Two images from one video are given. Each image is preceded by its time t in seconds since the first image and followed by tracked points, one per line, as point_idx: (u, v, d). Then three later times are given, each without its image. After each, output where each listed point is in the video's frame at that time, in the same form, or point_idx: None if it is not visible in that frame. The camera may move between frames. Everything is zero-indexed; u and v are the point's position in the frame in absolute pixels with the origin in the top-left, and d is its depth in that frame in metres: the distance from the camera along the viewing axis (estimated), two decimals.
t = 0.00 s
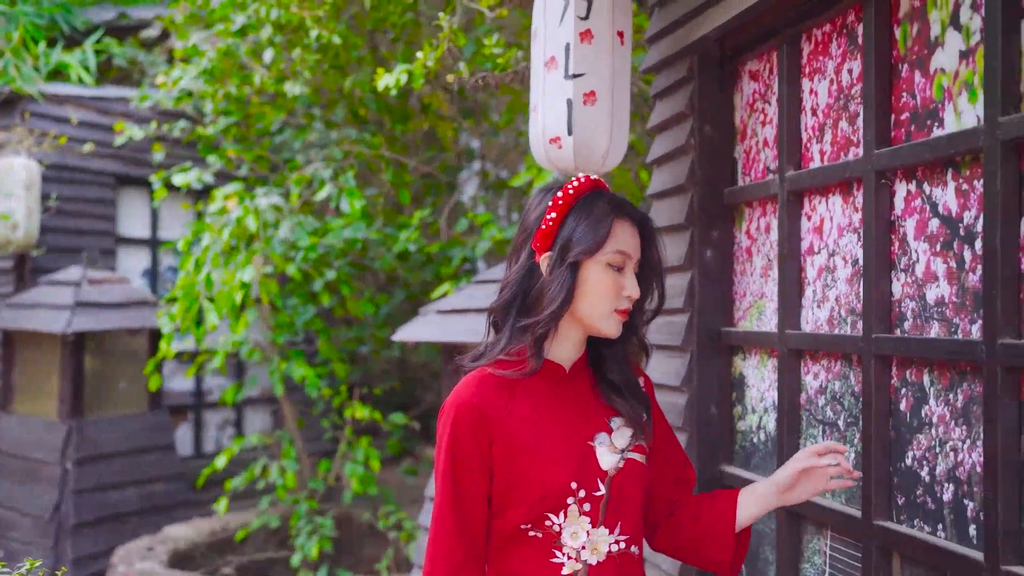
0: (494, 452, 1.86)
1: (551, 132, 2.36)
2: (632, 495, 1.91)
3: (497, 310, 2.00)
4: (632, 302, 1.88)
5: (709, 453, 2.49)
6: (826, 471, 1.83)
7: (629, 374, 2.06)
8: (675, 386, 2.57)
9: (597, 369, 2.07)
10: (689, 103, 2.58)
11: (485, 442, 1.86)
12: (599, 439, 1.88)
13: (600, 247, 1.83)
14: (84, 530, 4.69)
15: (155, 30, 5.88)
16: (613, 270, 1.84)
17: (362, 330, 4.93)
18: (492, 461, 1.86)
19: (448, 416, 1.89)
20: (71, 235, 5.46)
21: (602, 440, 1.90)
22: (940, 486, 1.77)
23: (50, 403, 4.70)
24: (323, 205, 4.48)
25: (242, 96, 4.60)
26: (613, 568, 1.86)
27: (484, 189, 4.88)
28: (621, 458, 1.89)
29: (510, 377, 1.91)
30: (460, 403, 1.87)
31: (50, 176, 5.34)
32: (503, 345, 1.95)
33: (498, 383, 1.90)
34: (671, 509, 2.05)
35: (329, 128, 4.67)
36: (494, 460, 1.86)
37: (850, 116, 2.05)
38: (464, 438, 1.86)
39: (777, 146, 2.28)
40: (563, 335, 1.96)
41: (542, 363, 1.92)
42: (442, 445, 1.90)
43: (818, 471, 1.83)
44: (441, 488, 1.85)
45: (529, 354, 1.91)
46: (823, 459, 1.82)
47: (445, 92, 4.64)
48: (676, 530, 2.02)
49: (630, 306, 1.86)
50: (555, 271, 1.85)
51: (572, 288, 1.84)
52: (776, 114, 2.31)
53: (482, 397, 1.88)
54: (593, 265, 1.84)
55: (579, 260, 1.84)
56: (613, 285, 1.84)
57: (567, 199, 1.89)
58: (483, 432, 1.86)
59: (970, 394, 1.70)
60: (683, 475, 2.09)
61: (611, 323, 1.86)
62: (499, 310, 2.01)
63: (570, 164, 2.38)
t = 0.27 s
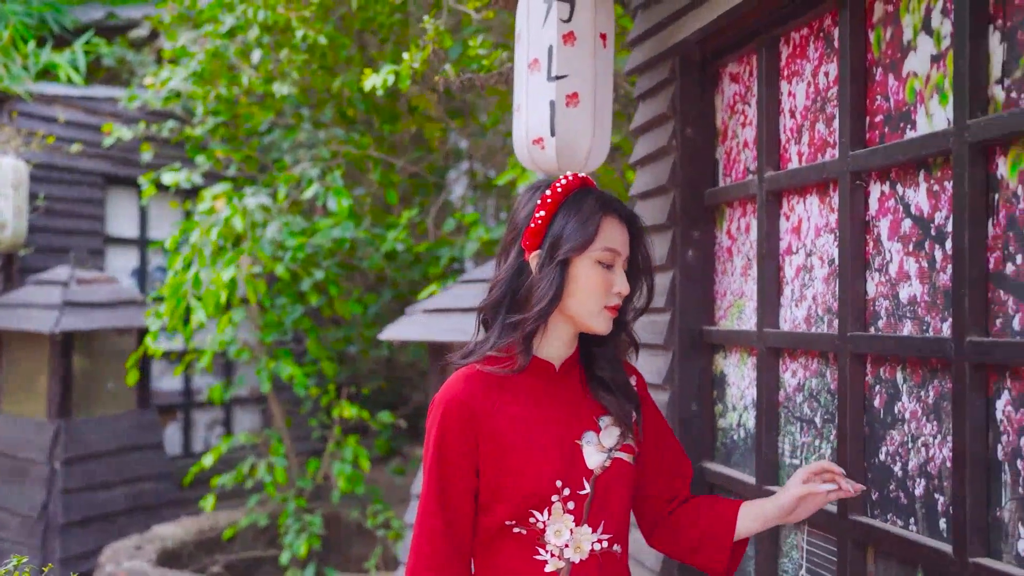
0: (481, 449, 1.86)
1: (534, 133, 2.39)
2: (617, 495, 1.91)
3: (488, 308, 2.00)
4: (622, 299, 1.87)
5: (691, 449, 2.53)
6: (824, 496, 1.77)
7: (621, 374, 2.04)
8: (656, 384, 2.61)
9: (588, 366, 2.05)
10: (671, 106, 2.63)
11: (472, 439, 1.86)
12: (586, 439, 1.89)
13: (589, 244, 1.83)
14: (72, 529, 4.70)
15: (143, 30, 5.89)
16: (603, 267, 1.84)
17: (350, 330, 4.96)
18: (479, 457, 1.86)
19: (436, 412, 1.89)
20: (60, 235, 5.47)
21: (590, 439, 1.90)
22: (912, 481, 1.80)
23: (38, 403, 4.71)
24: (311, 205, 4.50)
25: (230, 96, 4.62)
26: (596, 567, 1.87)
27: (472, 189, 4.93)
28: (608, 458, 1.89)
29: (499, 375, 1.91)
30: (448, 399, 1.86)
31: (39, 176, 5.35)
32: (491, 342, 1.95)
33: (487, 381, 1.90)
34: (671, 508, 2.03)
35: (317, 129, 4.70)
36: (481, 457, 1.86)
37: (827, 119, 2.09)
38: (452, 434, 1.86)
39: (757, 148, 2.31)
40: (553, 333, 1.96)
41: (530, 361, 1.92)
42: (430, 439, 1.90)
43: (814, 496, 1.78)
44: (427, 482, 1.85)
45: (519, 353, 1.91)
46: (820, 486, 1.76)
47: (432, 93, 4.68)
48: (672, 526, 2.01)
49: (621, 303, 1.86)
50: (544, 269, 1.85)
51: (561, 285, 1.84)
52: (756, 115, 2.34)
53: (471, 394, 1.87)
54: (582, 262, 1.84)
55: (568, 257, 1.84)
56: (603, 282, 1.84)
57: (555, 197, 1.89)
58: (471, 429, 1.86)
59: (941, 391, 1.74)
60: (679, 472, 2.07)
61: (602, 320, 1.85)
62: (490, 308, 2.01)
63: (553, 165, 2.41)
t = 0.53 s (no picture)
0: (473, 446, 1.89)
1: (521, 136, 2.42)
2: (609, 494, 1.92)
3: (482, 308, 2.02)
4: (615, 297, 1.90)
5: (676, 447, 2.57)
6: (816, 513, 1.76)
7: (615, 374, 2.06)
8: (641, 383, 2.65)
9: (582, 364, 2.07)
10: (655, 108, 2.68)
11: (464, 436, 1.89)
12: (578, 436, 1.91)
13: (581, 243, 1.85)
14: (65, 528, 4.71)
15: (135, 30, 5.91)
16: (595, 266, 1.87)
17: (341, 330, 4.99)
18: (471, 455, 1.89)
19: (430, 410, 1.92)
20: (51, 235, 5.49)
21: (582, 437, 1.92)
22: (887, 476, 1.84)
23: (29, 404, 4.72)
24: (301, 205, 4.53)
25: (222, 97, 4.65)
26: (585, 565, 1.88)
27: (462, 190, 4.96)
28: (600, 455, 1.91)
29: (491, 374, 1.94)
30: (441, 397, 1.90)
31: (31, 176, 5.36)
32: (485, 341, 1.98)
33: (480, 380, 1.93)
34: (664, 508, 2.05)
35: (308, 129, 4.74)
36: (472, 454, 1.89)
37: (807, 121, 2.12)
38: (444, 432, 1.89)
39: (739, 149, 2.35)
40: (547, 333, 1.98)
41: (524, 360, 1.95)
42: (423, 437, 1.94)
43: (809, 511, 1.78)
44: (419, 479, 1.89)
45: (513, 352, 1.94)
46: (816, 501, 1.76)
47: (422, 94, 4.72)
48: (666, 526, 2.03)
49: (613, 301, 1.89)
50: (537, 269, 1.88)
51: (554, 285, 1.87)
52: (738, 118, 2.38)
53: (463, 393, 1.91)
54: (574, 261, 1.86)
55: (560, 257, 1.86)
56: (595, 281, 1.86)
57: (547, 197, 1.91)
58: (463, 426, 1.89)
59: (915, 387, 1.77)
60: (673, 473, 2.09)
61: (595, 318, 1.88)
62: (483, 308, 2.03)
63: (540, 167, 2.44)
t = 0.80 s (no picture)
0: (470, 445, 1.92)
1: (512, 138, 2.46)
2: (605, 491, 1.96)
3: (480, 306, 2.06)
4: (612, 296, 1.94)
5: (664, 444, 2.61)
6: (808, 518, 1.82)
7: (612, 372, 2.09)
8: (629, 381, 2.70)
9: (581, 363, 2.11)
10: (644, 111, 2.73)
11: (461, 435, 1.92)
12: (575, 434, 1.94)
13: (578, 243, 1.89)
14: (60, 526, 4.74)
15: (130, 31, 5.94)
16: (592, 266, 1.90)
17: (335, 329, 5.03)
18: (468, 454, 1.92)
19: (427, 409, 1.95)
20: (46, 234, 5.52)
21: (579, 435, 1.96)
22: (867, 470, 1.88)
23: (24, 404, 4.75)
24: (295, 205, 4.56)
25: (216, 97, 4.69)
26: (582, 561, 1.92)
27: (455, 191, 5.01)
28: (597, 453, 1.95)
29: (488, 372, 1.98)
30: (439, 396, 1.93)
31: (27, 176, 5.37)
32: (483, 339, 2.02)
33: (477, 378, 1.97)
34: (656, 509, 2.10)
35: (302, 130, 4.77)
36: (470, 453, 1.92)
37: (789, 124, 2.17)
38: (442, 431, 1.92)
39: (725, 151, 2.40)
40: (544, 331, 2.02)
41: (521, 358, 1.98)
42: (421, 436, 1.97)
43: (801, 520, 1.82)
44: (417, 477, 1.92)
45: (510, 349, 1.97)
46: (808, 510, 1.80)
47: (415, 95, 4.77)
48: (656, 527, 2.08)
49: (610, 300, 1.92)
50: (535, 268, 1.91)
51: (552, 283, 1.90)
52: (724, 120, 2.43)
53: (461, 392, 1.94)
54: (572, 261, 1.90)
55: (558, 256, 1.90)
56: (592, 280, 1.90)
57: (545, 197, 1.95)
58: (461, 426, 1.92)
59: (893, 384, 1.82)
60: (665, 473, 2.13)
61: (591, 317, 1.91)
62: (482, 306, 2.07)
63: (531, 169, 2.48)
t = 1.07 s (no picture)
0: (476, 443, 1.94)
1: (505, 139, 2.51)
2: (611, 485, 1.98)
3: (484, 304, 2.08)
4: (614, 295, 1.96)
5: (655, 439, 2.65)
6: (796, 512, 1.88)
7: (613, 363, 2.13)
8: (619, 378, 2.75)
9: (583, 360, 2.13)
10: (633, 111, 2.77)
11: (467, 434, 1.94)
12: (583, 429, 1.96)
13: (581, 241, 1.91)
14: (57, 523, 4.77)
15: (127, 32, 5.97)
16: (595, 264, 1.92)
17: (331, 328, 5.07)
18: (475, 452, 1.94)
19: (434, 409, 1.97)
20: (44, 233, 5.56)
21: (586, 430, 1.97)
22: (849, 463, 1.92)
23: (21, 402, 4.78)
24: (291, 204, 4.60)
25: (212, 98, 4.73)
26: (588, 555, 1.94)
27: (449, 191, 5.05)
28: (605, 447, 1.97)
29: (490, 369, 2.00)
30: (445, 395, 1.95)
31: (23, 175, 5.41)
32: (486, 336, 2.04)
33: (480, 375, 1.99)
34: (646, 506, 2.13)
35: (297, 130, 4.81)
36: (476, 451, 1.94)
37: (775, 124, 2.21)
38: (448, 430, 1.94)
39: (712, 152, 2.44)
40: (547, 329, 2.04)
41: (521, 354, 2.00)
42: (427, 436, 1.98)
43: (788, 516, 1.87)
44: (423, 477, 1.93)
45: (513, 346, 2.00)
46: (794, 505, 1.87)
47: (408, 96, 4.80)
48: (648, 526, 2.11)
49: (613, 298, 1.94)
50: (538, 266, 1.94)
51: (555, 281, 1.92)
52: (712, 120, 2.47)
53: (466, 391, 1.96)
54: (575, 259, 1.92)
55: (562, 254, 1.92)
56: (596, 278, 1.92)
57: (548, 195, 1.97)
58: (467, 424, 1.94)
59: (875, 378, 1.86)
60: (655, 469, 2.15)
61: (595, 315, 1.93)
62: (485, 304, 2.09)
63: (525, 169, 2.52)
